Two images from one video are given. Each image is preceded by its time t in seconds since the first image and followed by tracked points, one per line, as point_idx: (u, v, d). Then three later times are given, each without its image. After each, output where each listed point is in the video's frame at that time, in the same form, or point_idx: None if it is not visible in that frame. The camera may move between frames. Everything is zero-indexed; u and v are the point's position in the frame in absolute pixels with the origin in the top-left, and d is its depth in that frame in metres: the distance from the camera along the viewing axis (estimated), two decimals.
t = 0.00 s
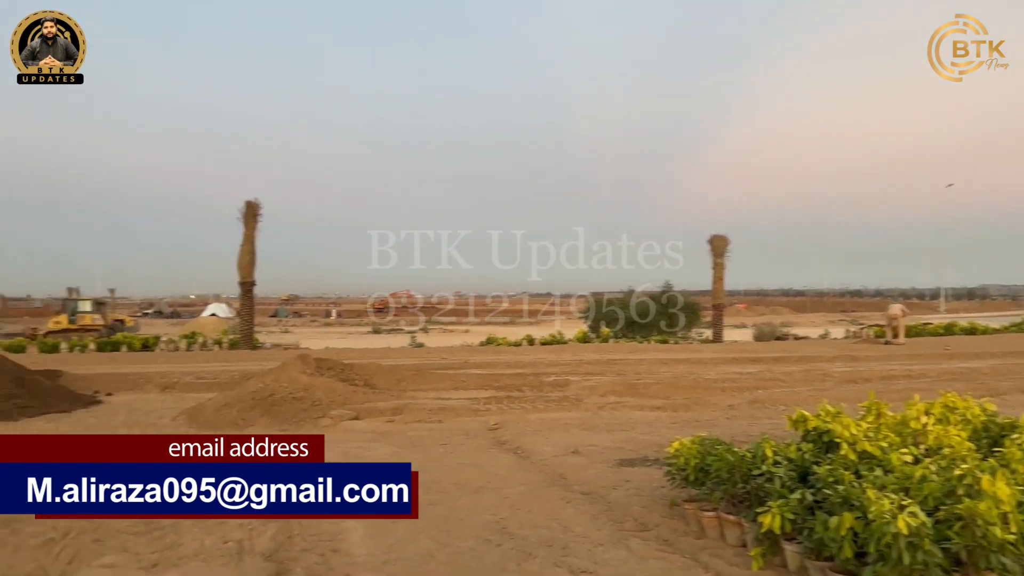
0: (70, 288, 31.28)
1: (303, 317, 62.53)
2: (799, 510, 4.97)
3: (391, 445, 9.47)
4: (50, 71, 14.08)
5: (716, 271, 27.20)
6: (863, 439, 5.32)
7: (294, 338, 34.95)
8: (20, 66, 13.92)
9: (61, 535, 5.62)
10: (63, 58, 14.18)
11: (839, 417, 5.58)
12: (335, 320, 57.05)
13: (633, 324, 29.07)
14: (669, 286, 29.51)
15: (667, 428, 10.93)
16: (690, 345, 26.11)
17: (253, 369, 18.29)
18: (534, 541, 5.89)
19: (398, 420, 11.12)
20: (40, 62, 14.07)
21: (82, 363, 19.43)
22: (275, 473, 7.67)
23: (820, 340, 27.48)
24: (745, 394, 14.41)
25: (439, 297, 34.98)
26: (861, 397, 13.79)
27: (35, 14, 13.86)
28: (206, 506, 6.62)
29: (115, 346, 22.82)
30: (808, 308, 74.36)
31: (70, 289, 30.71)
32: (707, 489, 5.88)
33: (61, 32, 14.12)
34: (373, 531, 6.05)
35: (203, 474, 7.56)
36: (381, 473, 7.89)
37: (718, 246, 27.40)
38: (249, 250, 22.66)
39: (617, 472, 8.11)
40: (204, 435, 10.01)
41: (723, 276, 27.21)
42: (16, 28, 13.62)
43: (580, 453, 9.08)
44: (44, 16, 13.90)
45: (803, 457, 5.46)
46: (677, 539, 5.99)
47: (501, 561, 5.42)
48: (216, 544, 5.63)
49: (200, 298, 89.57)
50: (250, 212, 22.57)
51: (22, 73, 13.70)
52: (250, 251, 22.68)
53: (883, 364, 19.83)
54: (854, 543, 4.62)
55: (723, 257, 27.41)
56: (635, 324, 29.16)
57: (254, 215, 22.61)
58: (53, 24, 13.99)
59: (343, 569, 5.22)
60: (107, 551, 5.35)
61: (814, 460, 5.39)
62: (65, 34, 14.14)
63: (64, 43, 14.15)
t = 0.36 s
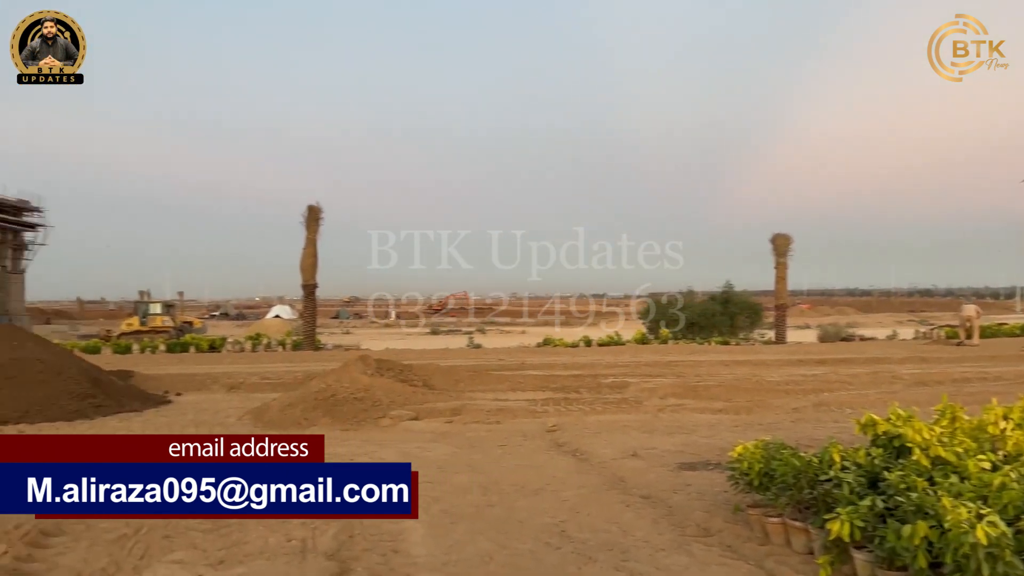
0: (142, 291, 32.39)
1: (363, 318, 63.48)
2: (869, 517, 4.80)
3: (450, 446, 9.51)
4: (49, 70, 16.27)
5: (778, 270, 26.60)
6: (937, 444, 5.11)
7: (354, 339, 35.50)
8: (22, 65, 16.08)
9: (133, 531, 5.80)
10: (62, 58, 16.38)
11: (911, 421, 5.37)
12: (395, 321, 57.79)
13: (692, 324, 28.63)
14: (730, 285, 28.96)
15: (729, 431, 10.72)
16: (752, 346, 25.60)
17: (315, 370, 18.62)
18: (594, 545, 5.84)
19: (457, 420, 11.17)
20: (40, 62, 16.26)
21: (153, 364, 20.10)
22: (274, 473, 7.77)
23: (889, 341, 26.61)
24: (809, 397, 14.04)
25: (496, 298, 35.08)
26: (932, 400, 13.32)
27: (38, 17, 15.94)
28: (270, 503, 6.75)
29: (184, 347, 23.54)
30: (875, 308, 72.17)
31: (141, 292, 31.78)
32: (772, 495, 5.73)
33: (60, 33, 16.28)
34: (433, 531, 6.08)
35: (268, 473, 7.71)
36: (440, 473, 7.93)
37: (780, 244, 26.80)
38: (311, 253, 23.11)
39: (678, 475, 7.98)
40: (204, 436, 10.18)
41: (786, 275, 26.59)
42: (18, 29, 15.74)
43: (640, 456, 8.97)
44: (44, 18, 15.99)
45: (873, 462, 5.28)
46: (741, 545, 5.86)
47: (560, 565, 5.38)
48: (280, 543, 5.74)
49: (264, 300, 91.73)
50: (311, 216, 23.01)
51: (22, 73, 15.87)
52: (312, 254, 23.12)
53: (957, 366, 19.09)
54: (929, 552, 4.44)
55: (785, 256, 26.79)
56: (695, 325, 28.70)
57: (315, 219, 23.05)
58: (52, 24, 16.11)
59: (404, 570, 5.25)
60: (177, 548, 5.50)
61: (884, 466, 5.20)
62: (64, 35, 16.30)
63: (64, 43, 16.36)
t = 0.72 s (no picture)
0: (203, 295, 33.28)
1: (417, 320, 64.11)
2: (937, 527, 4.62)
3: (503, 448, 9.51)
4: (50, 71, 17.61)
5: (837, 271, 25.97)
6: (1009, 451, 4.89)
7: (408, 342, 35.84)
8: (22, 65, 17.44)
9: (194, 530, 5.93)
10: (63, 58, 17.75)
11: (980, 427, 5.16)
12: (447, 324, 58.27)
13: (748, 327, 28.14)
14: (787, 285, 28.38)
15: (788, 436, 10.49)
16: (810, 348, 25.03)
17: (369, 372, 18.86)
18: (649, 551, 5.76)
19: (510, 423, 11.17)
20: (41, 62, 17.61)
21: (213, 366, 20.61)
22: (275, 473, 7.77)
23: (956, 343, 25.75)
24: (871, 400, 13.65)
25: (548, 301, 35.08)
26: (1002, 404, 12.82)
27: (38, 17, 17.44)
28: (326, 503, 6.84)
29: (244, 350, 24.09)
30: (939, 309, 69.94)
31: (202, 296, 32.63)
32: (833, 502, 5.56)
33: (61, 33, 17.69)
34: (487, 534, 6.09)
35: (325, 474, 7.83)
36: (493, 476, 7.93)
37: (839, 244, 26.17)
38: (366, 256, 23.43)
39: (735, 481, 7.83)
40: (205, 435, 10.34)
41: (845, 275, 25.95)
42: (18, 28, 17.19)
43: (696, 461, 8.84)
44: (44, 17, 17.41)
45: (940, 469, 5.09)
46: (802, 553, 5.71)
47: (614, 571, 5.32)
48: (336, 543, 5.80)
49: (319, 304, 93.22)
50: (366, 220, 23.33)
51: (23, 74, 17.28)
52: (367, 257, 23.44)
53: None
54: (1002, 564, 4.27)
55: (844, 255, 26.16)
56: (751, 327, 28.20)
57: (369, 223, 23.36)
58: (52, 24, 17.51)
59: (459, 573, 5.25)
60: (236, 548, 5.60)
61: (953, 473, 5.01)
62: (65, 35, 17.73)
63: (65, 42, 17.75)
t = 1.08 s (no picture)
0: (267, 300, 34.08)
1: (474, 324, 64.47)
2: (1019, 540, 4.41)
3: (561, 453, 9.45)
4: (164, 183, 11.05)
5: (905, 271, 25.16)
6: None
7: (466, 345, 36.06)
8: None
9: (259, 531, 6.05)
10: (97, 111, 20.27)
11: None
12: (504, 327, 58.44)
13: (812, 329, 27.49)
14: (853, 287, 27.62)
15: (856, 443, 10.17)
16: (878, 352, 24.29)
17: (428, 375, 19.01)
18: (712, 559, 5.65)
19: (568, 427, 11.11)
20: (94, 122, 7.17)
21: (277, 370, 21.06)
22: (274, 474, 7.92)
23: None
24: (944, 406, 13.16)
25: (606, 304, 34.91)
26: None
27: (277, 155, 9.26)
28: (386, 504, 6.90)
29: (306, 353, 24.58)
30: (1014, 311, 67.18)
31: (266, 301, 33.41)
32: (905, 512, 5.35)
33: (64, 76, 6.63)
34: (547, 539, 6.06)
35: (385, 478, 7.90)
36: (552, 481, 7.89)
37: (907, 244, 25.38)
38: (424, 261, 23.66)
39: (801, 489, 7.62)
40: (206, 436, 10.59)
41: (914, 277, 25.12)
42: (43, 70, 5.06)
43: (759, 468, 8.64)
44: None
45: (1020, 478, 4.86)
46: (872, 565, 5.52)
47: None
48: (397, 546, 5.85)
49: (379, 308, 94.57)
50: (423, 226, 23.57)
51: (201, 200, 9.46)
52: (425, 262, 23.67)
53: None
54: None
55: (913, 255, 25.33)
56: (815, 330, 27.53)
57: (427, 228, 23.58)
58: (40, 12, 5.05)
59: None
60: (299, 550, 5.69)
61: None
62: None
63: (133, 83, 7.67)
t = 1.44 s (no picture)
0: (331, 305, 34.73)
1: (534, 329, 64.54)
2: None
3: (624, 460, 9.34)
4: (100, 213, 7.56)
5: (981, 273, 24.17)
6: None
7: (526, 350, 36.11)
8: None
9: (325, 534, 6.14)
10: None
11: None
12: (564, 332, 58.34)
13: (882, 334, 26.64)
14: (925, 290, 26.69)
15: (932, 452, 9.79)
16: (954, 357, 23.38)
17: (488, 381, 19.07)
18: (781, 571, 5.50)
19: (630, 434, 10.98)
20: None
21: (340, 374, 21.40)
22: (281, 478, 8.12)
23: None
24: None
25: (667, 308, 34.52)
26: None
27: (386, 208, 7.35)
28: (450, 509, 6.94)
29: (369, 358, 24.94)
30: None
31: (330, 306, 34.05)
32: (987, 526, 5.12)
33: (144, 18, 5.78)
34: (610, 548, 5.98)
35: (448, 483, 7.94)
36: (615, 489, 7.80)
37: (983, 244, 24.42)
38: (483, 266, 23.76)
39: (874, 499, 7.37)
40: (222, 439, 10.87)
41: (992, 279, 24.12)
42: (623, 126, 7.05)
43: (829, 477, 8.39)
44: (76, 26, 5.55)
45: None
46: None
47: None
48: (460, 552, 5.86)
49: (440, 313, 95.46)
50: (483, 232, 23.69)
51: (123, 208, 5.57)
52: (485, 268, 23.77)
53: None
54: None
55: (991, 256, 24.34)
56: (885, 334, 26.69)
57: (487, 234, 23.69)
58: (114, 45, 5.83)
59: None
60: (364, 553, 5.75)
61: None
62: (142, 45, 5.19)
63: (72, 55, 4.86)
